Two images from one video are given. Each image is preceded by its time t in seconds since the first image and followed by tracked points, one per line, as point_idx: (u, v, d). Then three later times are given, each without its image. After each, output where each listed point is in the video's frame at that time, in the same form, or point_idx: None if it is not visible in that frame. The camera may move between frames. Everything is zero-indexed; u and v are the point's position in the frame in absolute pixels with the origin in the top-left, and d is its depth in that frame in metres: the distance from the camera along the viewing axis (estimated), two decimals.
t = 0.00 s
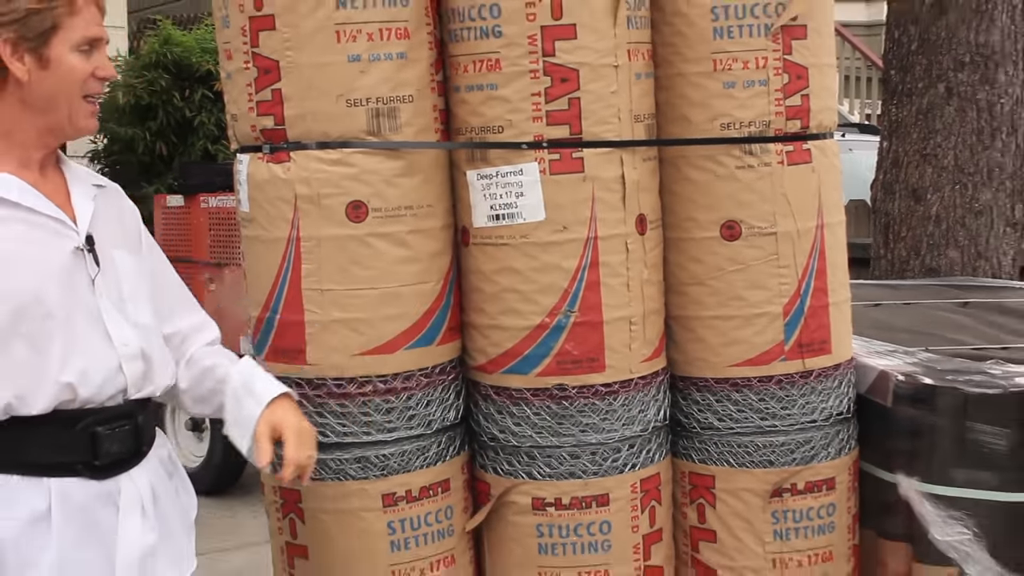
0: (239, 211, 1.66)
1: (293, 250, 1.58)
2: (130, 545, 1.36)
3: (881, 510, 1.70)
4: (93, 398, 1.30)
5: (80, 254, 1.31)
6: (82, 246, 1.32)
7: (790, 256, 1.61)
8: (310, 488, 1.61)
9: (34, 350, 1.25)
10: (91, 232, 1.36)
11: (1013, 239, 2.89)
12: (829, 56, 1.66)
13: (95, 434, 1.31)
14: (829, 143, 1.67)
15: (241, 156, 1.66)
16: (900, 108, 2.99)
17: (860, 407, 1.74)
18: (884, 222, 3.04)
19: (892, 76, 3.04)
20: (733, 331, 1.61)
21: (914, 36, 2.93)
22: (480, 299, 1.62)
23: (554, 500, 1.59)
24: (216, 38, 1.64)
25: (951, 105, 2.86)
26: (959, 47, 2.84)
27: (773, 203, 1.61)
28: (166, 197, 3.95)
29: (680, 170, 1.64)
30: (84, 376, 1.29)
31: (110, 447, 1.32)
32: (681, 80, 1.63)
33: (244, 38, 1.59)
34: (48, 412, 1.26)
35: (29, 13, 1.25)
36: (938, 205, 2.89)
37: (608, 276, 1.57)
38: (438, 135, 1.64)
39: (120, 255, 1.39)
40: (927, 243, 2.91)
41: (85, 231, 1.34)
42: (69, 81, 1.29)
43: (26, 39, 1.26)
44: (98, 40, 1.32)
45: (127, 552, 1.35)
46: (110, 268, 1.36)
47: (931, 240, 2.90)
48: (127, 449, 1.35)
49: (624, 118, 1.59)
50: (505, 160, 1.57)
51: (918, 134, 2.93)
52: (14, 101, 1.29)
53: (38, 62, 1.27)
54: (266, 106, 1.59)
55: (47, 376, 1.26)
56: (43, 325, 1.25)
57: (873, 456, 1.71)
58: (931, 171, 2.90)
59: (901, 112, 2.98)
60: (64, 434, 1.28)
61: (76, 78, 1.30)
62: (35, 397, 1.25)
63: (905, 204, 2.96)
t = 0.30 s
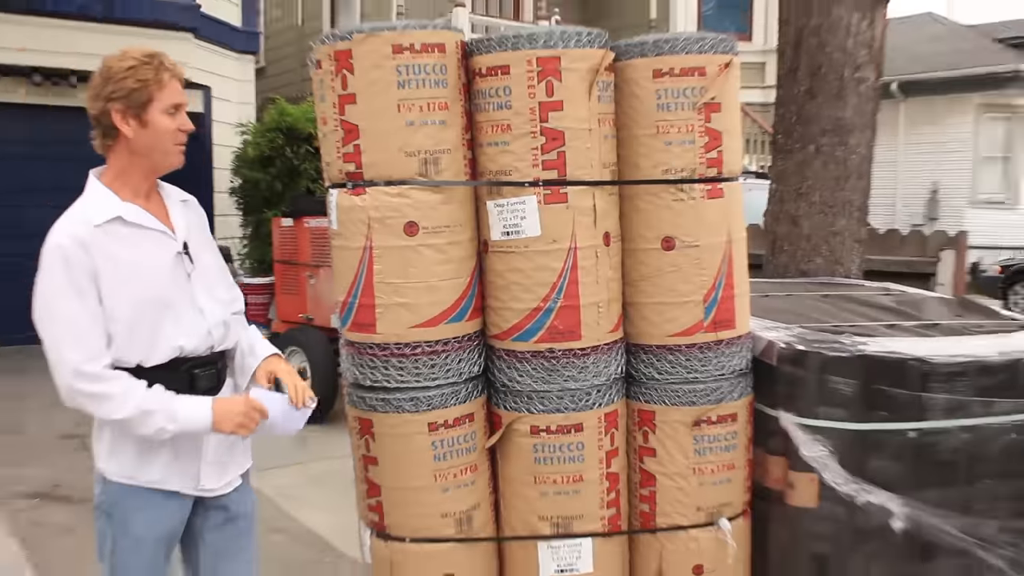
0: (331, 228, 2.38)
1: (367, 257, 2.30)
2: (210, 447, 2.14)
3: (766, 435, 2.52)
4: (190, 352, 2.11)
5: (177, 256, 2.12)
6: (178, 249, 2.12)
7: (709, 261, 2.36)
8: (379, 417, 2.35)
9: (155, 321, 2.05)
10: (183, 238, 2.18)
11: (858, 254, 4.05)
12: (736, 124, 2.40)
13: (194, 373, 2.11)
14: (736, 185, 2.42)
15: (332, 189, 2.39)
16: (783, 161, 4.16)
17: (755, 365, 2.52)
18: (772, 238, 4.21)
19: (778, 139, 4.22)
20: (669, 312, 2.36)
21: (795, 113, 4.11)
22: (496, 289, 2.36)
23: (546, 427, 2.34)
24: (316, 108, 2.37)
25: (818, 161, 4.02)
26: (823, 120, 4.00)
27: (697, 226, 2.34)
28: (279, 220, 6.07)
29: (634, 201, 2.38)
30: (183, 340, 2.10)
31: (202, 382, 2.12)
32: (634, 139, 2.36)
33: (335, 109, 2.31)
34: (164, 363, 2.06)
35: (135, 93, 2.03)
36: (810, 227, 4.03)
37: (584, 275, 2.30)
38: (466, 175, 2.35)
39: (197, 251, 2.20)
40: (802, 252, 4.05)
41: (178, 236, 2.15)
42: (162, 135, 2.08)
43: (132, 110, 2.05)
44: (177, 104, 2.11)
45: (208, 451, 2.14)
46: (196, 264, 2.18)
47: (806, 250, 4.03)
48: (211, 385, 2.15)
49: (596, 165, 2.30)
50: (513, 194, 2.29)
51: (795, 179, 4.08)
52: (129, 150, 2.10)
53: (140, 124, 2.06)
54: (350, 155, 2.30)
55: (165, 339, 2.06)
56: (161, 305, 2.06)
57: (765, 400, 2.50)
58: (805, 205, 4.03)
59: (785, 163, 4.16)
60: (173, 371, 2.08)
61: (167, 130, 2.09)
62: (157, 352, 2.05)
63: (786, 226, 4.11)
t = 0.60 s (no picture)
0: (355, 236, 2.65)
1: (388, 262, 2.55)
2: (224, 423, 2.43)
3: (746, 417, 2.81)
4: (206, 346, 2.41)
5: (192, 262, 2.39)
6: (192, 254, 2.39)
7: (690, 262, 2.68)
8: (399, 404, 2.62)
9: (177, 322, 2.34)
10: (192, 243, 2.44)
11: (819, 255, 4.77)
12: (711, 141, 2.73)
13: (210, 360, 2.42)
14: (712, 195, 2.75)
15: (356, 203, 2.66)
16: (753, 173, 4.82)
17: (733, 353, 2.84)
18: (744, 241, 4.90)
19: (749, 153, 4.85)
20: (656, 308, 2.68)
21: (761, 132, 4.75)
22: (502, 289, 2.63)
23: (548, 411, 2.62)
24: (342, 131, 2.65)
25: (783, 173, 4.69)
26: (787, 137, 4.65)
27: (679, 231, 2.66)
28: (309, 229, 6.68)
29: (622, 210, 2.69)
30: (200, 336, 2.39)
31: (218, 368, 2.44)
32: (622, 155, 2.68)
33: (358, 132, 2.58)
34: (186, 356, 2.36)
35: (139, 126, 2.29)
36: (777, 231, 4.73)
37: (581, 275, 2.58)
38: (474, 186, 2.61)
39: (205, 253, 2.48)
40: (772, 253, 4.75)
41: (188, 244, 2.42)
42: (166, 160, 2.35)
43: (137, 143, 2.31)
44: (176, 132, 2.38)
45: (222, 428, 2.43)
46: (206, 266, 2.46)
47: (774, 251, 4.74)
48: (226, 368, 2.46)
49: (589, 178, 2.60)
50: (517, 205, 2.57)
51: (762, 189, 4.77)
52: (136, 176, 2.36)
53: (145, 154, 2.33)
54: (371, 173, 2.57)
55: (184, 337, 2.36)
56: (181, 308, 2.34)
57: (744, 386, 2.81)
58: (772, 212, 4.73)
59: (754, 175, 4.81)
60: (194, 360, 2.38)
61: (169, 155, 2.37)
62: (181, 348, 2.35)
63: (756, 231, 4.81)
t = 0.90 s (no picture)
0: (358, 236, 2.65)
1: (390, 262, 2.55)
2: (231, 418, 2.47)
3: (750, 415, 2.81)
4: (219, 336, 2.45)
5: (195, 257, 2.42)
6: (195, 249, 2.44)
7: (693, 261, 2.68)
8: (402, 404, 2.62)
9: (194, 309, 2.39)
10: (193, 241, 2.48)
11: (823, 252, 4.77)
12: (714, 140, 2.73)
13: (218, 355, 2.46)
14: (715, 193, 2.75)
15: (358, 203, 2.67)
16: (756, 170, 4.81)
17: (736, 351, 2.84)
18: (747, 239, 4.89)
19: (752, 150, 4.84)
20: (659, 306, 2.68)
21: (764, 129, 4.74)
22: (505, 289, 2.63)
23: (551, 410, 2.62)
24: (344, 132, 2.65)
25: (786, 171, 4.68)
26: (790, 134, 4.64)
27: (681, 229, 2.66)
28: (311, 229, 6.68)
29: (625, 209, 2.69)
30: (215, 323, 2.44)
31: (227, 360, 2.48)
32: (624, 154, 2.68)
33: (360, 133, 2.58)
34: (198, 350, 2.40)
35: (134, 126, 2.31)
36: (780, 229, 4.72)
37: (583, 273, 2.58)
38: (476, 186, 2.61)
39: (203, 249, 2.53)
40: (775, 251, 4.75)
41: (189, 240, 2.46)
42: (163, 159, 2.37)
43: (133, 142, 2.33)
44: (171, 131, 2.39)
45: (230, 422, 2.47)
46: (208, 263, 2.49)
47: (777, 249, 4.74)
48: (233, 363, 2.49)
49: (591, 177, 2.60)
50: (519, 204, 2.57)
51: (765, 187, 4.76)
52: (134, 175, 2.38)
53: (142, 153, 2.35)
54: (373, 173, 2.57)
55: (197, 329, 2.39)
56: (195, 296, 2.39)
57: (747, 384, 2.81)
58: (775, 210, 4.72)
59: (756, 172, 4.81)
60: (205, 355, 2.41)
61: (165, 154, 2.38)
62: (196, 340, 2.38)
63: (759, 228, 4.80)
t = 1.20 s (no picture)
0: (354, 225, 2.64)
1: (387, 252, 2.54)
2: (259, 400, 2.53)
3: (745, 407, 2.81)
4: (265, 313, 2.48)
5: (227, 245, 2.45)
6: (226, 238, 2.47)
7: (690, 253, 2.67)
8: (397, 394, 2.62)
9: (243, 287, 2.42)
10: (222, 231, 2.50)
11: (820, 245, 4.77)
12: (711, 131, 2.72)
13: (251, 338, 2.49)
14: (712, 185, 2.75)
15: (356, 192, 2.66)
16: (754, 164, 4.81)
17: (732, 344, 2.84)
18: (745, 233, 4.89)
19: (750, 144, 4.84)
20: (656, 298, 2.68)
21: (762, 122, 4.74)
22: (501, 279, 2.63)
23: (546, 401, 2.62)
24: (342, 121, 2.64)
25: (784, 164, 4.68)
26: (788, 127, 4.64)
27: (679, 220, 2.66)
28: (309, 220, 6.68)
29: (622, 200, 2.69)
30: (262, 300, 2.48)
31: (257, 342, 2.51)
32: (622, 145, 2.67)
33: (358, 122, 2.57)
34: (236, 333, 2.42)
35: (163, 115, 2.31)
36: (777, 222, 4.72)
37: (580, 264, 2.58)
38: (473, 176, 2.61)
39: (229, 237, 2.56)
40: (772, 244, 4.75)
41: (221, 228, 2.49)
42: (191, 146, 2.38)
43: (163, 131, 2.33)
44: (200, 118, 2.40)
45: (258, 404, 2.52)
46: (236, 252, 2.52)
47: (774, 243, 4.74)
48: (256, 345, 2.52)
49: (589, 168, 2.59)
50: (516, 194, 2.56)
51: (763, 180, 4.76)
52: (166, 163, 2.38)
53: (172, 141, 2.35)
54: (370, 162, 2.56)
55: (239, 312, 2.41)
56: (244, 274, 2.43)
57: (742, 376, 2.81)
58: (772, 203, 4.72)
59: (754, 166, 4.81)
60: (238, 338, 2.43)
61: (194, 141, 2.39)
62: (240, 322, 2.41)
63: (757, 222, 4.80)
